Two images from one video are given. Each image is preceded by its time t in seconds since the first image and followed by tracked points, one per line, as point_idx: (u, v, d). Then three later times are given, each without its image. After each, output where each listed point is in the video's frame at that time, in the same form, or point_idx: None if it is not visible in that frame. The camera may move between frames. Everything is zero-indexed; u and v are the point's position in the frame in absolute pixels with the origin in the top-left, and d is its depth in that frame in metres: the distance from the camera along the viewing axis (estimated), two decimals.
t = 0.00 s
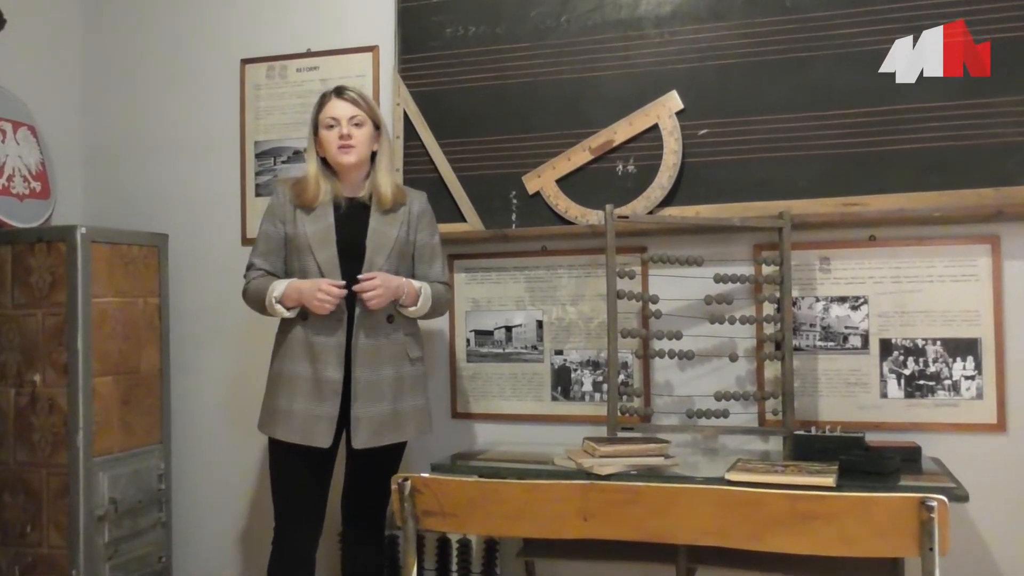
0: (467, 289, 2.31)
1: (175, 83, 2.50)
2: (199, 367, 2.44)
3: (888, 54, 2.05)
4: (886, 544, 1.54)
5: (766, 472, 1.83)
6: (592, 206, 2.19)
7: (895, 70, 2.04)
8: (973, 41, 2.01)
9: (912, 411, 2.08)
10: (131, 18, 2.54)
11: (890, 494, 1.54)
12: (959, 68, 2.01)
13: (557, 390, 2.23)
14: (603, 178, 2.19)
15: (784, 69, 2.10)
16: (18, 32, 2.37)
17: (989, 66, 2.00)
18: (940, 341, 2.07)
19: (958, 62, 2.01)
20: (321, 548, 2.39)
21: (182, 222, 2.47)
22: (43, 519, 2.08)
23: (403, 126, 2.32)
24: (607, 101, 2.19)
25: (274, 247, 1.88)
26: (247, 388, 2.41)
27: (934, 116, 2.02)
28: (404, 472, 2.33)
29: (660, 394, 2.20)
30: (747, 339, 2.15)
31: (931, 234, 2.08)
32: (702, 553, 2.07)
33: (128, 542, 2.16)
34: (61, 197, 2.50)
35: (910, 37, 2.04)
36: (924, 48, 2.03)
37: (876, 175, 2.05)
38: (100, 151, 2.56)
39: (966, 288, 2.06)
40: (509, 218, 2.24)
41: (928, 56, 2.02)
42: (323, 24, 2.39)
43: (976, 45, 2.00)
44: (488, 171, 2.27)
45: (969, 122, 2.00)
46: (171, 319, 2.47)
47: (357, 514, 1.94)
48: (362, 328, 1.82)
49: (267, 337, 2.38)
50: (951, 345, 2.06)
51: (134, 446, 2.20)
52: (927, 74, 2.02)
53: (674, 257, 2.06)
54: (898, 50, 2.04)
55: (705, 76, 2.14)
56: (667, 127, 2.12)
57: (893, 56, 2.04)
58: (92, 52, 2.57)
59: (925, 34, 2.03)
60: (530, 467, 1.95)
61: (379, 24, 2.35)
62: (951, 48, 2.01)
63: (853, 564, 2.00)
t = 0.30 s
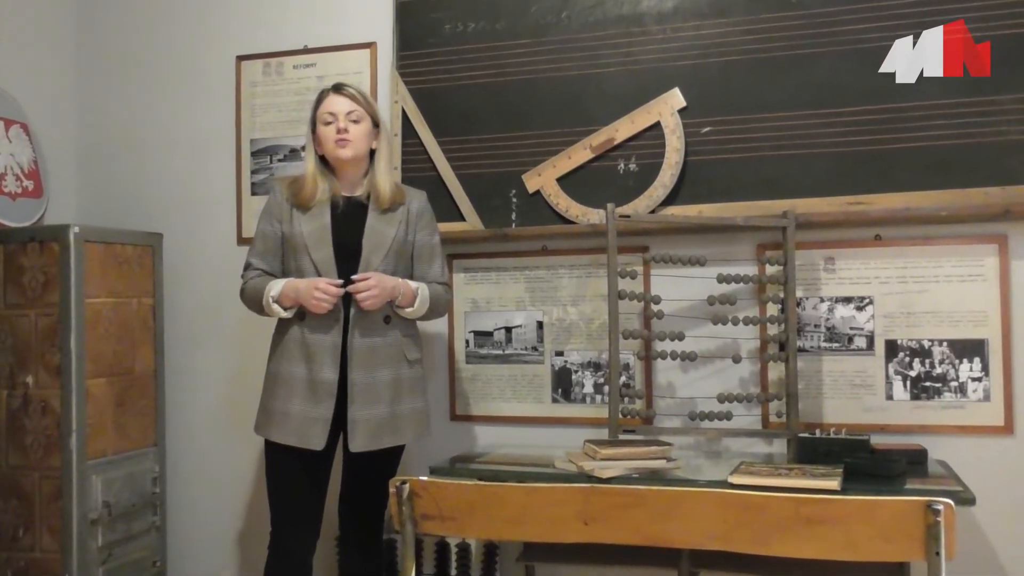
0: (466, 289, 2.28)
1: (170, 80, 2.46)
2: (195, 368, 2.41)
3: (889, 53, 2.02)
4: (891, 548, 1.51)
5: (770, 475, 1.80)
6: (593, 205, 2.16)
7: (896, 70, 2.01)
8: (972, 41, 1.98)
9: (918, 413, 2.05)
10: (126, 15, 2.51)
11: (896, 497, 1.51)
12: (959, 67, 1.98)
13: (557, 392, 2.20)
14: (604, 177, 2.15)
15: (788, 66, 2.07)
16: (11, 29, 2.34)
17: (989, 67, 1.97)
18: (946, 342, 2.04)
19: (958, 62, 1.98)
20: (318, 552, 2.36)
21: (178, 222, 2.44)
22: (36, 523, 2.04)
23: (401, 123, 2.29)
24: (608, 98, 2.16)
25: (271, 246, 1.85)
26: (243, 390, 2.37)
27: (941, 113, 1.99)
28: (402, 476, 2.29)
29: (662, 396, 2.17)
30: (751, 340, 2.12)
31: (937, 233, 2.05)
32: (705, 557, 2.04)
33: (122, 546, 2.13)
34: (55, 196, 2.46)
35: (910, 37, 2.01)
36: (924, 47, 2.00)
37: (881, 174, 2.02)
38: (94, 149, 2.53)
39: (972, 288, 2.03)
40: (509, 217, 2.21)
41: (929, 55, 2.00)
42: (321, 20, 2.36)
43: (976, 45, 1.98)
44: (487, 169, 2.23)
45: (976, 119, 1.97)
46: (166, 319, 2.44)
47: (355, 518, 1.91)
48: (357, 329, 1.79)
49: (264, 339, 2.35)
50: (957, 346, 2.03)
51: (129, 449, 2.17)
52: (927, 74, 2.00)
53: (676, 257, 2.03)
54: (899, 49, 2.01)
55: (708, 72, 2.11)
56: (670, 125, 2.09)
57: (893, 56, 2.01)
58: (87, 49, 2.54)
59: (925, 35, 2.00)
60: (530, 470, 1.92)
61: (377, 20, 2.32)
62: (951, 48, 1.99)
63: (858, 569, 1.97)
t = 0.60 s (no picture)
0: (466, 289, 2.24)
1: (164, 78, 2.43)
2: (189, 370, 2.37)
3: (888, 53, 1.98)
4: (899, 553, 1.47)
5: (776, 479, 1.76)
6: (594, 204, 2.12)
7: (896, 69, 1.98)
8: (973, 40, 1.95)
9: (926, 416, 2.01)
10: (119, 11, 2.47)
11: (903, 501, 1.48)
12: (959, 66, 1.95)
13: (558, 394, 2.16)
14: (606, 175, 2.12)
15: (793, 62, 2.03)
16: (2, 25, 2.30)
17: (989, 66, 1.94)
18: (955, 344, 2.00)
19: (958, 61, 1.95)
20: (314, 557, 2.32)
21: (172, 221, 2.40)
22: (27, 528, 2.01)
23: (399, 120, 2.25)
24: (610, 95, 2.12)
25: (266, 245, 1.82)
26: (239, 392, 2.34)
27: (949, 110, 1.95)
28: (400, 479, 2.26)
29: (665, 399, 2.13)
30: (755, 341, 2.08)
31: (945, 232, 2.01)
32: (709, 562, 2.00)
33: (115, 551, 2.09)
34: (46, 195, 2.42)
35: (910, 37, 1.98)
36: (924, 47, 1.97)
37: (888, 172, 1.98)
38: (87, 147, 2.49)
39: (981, 288, 1.99)
40: (509, 216, 2.17)
41: (929, 54, 1.96)
42: (317, 15, 2.32)
43: (977, 44, 1.94)
44: (487, 168, 2.20)
45: (984, 116, 1.94)
46: (161, 320, 2.40)
47: (351, 523, 1.87)
48: (352, 330, 1.75)
49: (259, 340, 2.31)
50: (965, 347, 1.99)
51: (121, 452, 2.13)
52: (927, 74, 1.97)
53: (679, 257, 1.99)
54: (898, 48, 1.98)
55: (712, 69, 2.07)
56: (673, 123, 2.06)
57: (893, 55, 1.98)
58: (79, 46, 2.51)
59: (925, 34, 1.97)
60: (531, 473, 1.88)
61: (375, 16, 2.28)
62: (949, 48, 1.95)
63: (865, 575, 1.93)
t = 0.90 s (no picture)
0: (467, 290, 2.21)
1: (161, 76, 2.40)
2: (186, 371, 2.35)
3: (888, 53, 1.96)
4: (905, 555, 1.44)
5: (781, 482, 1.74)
6: (596, 203, 2.09)
7: (896, 69, 1.96)
8: (974, 40, 1.92)
9: (932, 418, 1.98)
10: (116, 8, 2.45)
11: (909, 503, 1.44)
12: (959, 66, 1.93)
13: (560, 396, 2.13)
14: (609, 174, 2.09)
15: (798, 60, 2.00)
16: None
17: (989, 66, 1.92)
18: (961, 345, 1.97)
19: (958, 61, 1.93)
20: (312, 561, 2.29)
21: (169, 221, 2.38)
22: (23, 531, 1.98)
23: (399, 119, 2.23)
24: (612, 93, 2.10)
25: (263, 245, 1.80)
26: (236, 394, 2.31)
27: (955, 108, 1.93)
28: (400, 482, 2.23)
29: (668, 401, 2.10)
30: (760, 343, 2.06)
31: (951, 232, 1.98)
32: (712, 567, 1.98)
33: (111, 554, 2.06)
34: (42, 195, 2.40)
35: (910, 37, 1.95)
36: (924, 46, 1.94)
37: (894, 172, 1.95)
38: (83, 147, 2.47)
39: (988, 288, 1.96)
40: (510, 216, 2.15)
41: (929, 53, 1.94)
42: (316, 13, 2.29)
43: (977, 44, 1.92)
44: (487, 167, 2.17)
45: (991, 115, 1.91)
46: (158, 321, 2.38)
47: (350, 527, 1.84)
48: (350, 333, 1.72)
49: (257, 341, 2.29)
50: (972, 348, 1.97)
51: (118, 454, 2.10)
52: (927, 74, 1.94)
53: (683, 257, 1.96)
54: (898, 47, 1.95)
55: (715, 66, 2.04)
56: (676, 121, 2.03)
57: (892, 55, 1.96)
58: (75, 44, 2.48)
59: (925, 34, 1.95)
60: (533, 476, 1.86)
61: (374, 13, 2.26)
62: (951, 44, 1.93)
63: None
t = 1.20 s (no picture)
0: (465, 290, 2.18)
1: (154, 72, 2.36)
2: (178, 373, 2.31)
3: (888, 53, 1.93)
4: (909, 562, 1.41)
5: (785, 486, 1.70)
6: (597, 202, 2.06)
7: (896, 69, 1.92)
8: (973, 40, 1.89)
9: (939, 420, 1.95)
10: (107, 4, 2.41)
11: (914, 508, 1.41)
12: (959, 66, 1.89)
13: (560, 398, 2.10)
14: (609, 172, 2.05)
15: (802, 55, 1.96)
16: None
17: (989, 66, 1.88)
18: (968, 346, 1.94)
19: (958, 61, 1.89)
20: (307, 566, 2.26)
21: (161, 220, 2.34)
22: (12, 536, 1.94)
23: (395, 116, 2.19)
24: (612, 89, 2.06)
25: (254, 245, 1.76)
26: (229, 397, 2.27)
27: (962, 104, 1.89)
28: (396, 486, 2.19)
29: (670, 403, 2.07)
30: (763, 344, 2.02)
31: (958, 231, 1.95)
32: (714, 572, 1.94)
33: (102, 560, 2.02)
34: (32, 194, 2.36)
35: (910, 37, 1.92)
36: (924, 47, 1.91)
37: (900, 170, 1.92)
38: (74, 145, 2.43)
39: (995, 288, 1.93)
40: (509, 214, 2.11)
41: (929, 54, 1.91)
42: (311, 8, 2.26)
43: (977, 44, 1.89)
44: (485, 165, 2.13)
45: (998, 112, 1.88)
46: (150, 322, 2.34)
47: (344, 533, 1.81)
48: (344, 337, 1.69)
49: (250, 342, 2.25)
50: (979, 349, 1.93)
51: (109, 458, 2.07)
52: (927, 75, 1.91)
53: (684, 256, 1.92)
54: (897, 48, 1.92)
55: (717, 63, 2.01)
56: (678, 118, 1.99)
57: (892, 54, 1.92)
58: (66, 41, 2.44)
59: (925, 34, 1.91)
60: (532, 480, 1.82)
61: (371, 8, 2.22)
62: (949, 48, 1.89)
63: None
